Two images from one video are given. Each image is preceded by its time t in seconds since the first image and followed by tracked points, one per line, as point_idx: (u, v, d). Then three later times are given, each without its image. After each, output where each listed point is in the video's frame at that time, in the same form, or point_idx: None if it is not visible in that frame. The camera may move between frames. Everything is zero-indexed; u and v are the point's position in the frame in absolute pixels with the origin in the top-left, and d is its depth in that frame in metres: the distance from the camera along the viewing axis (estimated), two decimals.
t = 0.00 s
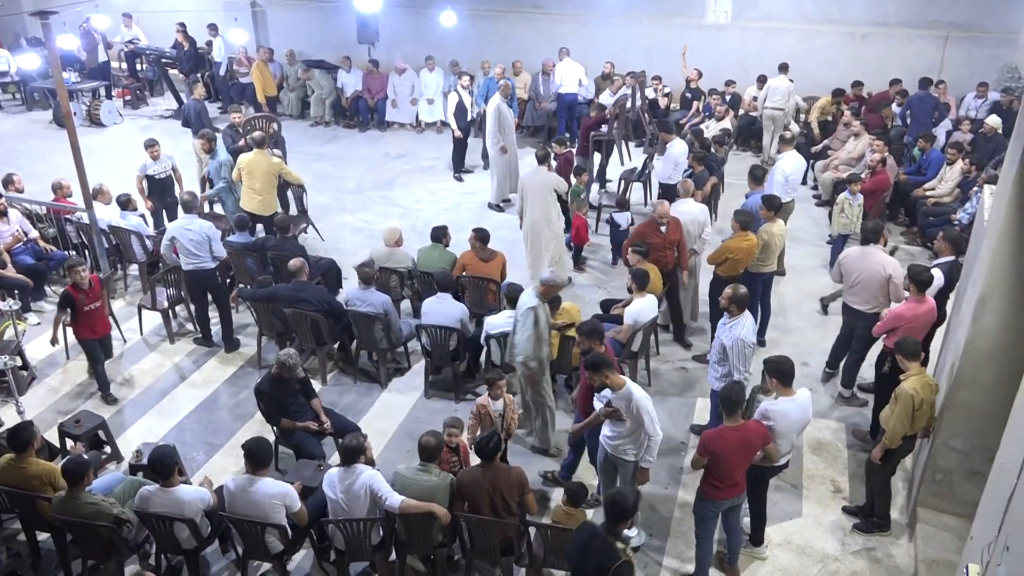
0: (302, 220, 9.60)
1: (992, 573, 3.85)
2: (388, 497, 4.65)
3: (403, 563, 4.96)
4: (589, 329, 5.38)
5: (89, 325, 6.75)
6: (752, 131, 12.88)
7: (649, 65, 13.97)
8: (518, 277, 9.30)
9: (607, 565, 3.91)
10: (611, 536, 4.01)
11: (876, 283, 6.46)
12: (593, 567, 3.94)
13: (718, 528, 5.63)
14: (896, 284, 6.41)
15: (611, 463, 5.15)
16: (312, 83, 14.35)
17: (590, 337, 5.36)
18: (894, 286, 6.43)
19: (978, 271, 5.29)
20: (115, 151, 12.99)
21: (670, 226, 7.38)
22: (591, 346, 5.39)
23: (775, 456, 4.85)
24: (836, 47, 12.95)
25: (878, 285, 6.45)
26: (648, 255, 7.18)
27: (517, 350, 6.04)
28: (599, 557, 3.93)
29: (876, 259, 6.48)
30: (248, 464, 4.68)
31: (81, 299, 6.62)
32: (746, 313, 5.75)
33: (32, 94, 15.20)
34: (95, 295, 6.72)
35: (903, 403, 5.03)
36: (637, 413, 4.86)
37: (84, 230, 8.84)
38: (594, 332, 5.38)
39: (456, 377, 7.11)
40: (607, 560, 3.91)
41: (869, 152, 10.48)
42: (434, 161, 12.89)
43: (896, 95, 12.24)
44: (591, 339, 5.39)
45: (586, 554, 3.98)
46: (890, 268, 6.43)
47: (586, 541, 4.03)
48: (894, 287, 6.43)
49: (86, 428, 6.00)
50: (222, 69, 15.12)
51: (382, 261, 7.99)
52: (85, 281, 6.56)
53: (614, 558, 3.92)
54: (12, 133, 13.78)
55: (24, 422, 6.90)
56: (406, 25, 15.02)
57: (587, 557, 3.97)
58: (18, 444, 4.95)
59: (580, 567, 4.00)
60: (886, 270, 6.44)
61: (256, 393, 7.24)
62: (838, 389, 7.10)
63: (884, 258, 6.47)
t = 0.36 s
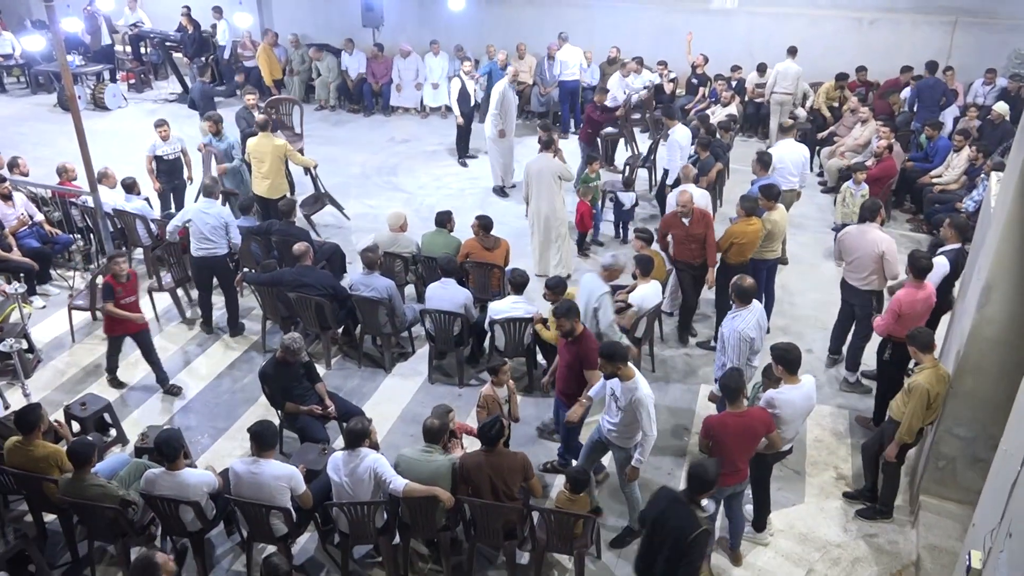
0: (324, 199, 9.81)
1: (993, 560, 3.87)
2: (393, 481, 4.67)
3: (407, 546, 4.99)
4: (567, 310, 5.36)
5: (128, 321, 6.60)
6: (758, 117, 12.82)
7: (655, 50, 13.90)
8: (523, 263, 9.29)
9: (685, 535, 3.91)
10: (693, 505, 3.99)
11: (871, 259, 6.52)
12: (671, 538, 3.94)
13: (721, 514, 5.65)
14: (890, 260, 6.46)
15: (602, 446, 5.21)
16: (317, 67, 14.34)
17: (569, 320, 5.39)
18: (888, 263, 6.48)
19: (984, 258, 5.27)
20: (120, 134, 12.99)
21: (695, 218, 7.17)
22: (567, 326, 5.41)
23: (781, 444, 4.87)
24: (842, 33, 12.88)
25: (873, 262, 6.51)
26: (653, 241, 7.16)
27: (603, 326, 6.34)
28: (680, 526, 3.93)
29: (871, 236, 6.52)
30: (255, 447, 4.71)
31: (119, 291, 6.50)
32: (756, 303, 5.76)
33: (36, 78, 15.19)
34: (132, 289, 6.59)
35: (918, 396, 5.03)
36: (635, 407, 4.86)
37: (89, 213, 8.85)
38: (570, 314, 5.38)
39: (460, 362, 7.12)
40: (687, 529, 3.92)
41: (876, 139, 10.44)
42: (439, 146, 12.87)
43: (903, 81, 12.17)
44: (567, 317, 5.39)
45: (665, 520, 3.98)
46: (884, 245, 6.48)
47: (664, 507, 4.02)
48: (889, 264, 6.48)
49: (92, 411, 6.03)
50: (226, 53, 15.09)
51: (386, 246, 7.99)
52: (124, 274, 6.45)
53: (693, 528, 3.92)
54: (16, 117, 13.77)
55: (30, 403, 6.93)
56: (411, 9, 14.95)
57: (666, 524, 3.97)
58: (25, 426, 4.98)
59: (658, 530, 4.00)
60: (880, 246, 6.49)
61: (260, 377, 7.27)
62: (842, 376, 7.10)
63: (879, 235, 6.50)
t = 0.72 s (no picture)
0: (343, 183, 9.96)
1: (999, 556, 3.86)
2: (398, 468, 4.68)
3: (412, 533, 5.01)
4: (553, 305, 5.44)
5: (172, 310, 6.53)
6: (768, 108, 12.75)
7: (666, 40, 13.82)
8: (530, 252, 9.27)
9: (746, 498, 3.92)
10: (751, 464, 3.95)
11: (869, 246, 6.52)
12: (733, 499, 3.97)
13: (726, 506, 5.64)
14: (887, 249, 6.44)
15: (585, 433, 5.19)
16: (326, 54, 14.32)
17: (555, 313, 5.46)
18: (885, 251, 6.46)
19: (994, 253, 5.24)
20: (129, 119, 13.00)
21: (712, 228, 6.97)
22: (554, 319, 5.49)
23: (787, 437, 4.86)
24: (855, 23, 12.79)
25: (870, 249, 6.51)
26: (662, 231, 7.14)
27: (650, 316, 6.23)
28: (740, 489, 3.93)
29: (871, 223, 6.50)
30: (261, 433, 4.72)
31: (168, 278, 6.44)
32: (767, 297, 5.70)
33: (46, 62, 15.22)
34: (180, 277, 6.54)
35: (926, 389, 5.02)
36: (617, 389, 4.87)
37: (98, 198, 8.87)
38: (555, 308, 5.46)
39: (466, 351, 7.13)
40: (749, 492, 3.91)
41: (887, 131, 10.37)
42: (447, 134, 12.84)
43: (915, 73, 12.07)
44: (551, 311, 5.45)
45: (728, 481, 3.98)
46: (882, 232, 6.45)
47: (723, 472, 4.02)
48: (886, 253, 6.46)
49: (100, 395, 6.06)
50: (235, 39, 15.08)
51: (394, 234, 7.99)
52: (173, 262, 6.38)
53: (753, 491, 3.90)
54: (27, 101, 13.80)
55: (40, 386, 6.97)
56: None
57: (730, 484, 3.97)
58: (33, 408, 5.01)
59: (721, 492, 4.04)
60: (877, 234, 6.47)
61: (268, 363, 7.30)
62: (848, 370, 7.08)
63: (879, 223, 6.48)
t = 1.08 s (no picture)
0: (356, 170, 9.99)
1: (1007, 553, 3.85)
2: (406, 459, 4.70)
3: (418, 523, 5.03)
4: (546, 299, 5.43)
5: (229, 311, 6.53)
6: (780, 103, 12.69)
7: (678, 33, 13.77)
8: (539, 245, 9.26)
9: (785, 465, 3.98)
10: (794, 436, 4.03)
11: (887, 242, 6.50)
12: (774, 469, 4.04)
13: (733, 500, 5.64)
14: (905, 245, 6.43)
15: (572, 416, 5.21)
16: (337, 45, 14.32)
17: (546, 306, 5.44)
18: (903, 246, 6.46)
19: (1006, 249, 5.18)
20: (141, 109, 13.04)
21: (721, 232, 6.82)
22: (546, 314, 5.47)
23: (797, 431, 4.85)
24: (868, 18, 12.72)
25: (889, 244, 6.50)
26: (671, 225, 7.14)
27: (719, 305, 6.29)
28: (781, 457, 4.00)
29: (888, 219, 6.47)
30: (270, 422, 4.74)
31: (226, 279, 6.43)
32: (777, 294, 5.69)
33: (59, 51, 15.28)
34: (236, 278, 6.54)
35: (929, 386, 5.00)
36: (599, 366, 4.91)
37: (110, 187, 8.91)
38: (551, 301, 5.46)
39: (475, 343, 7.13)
40: (789, 459, 3.97)
41: (900, 126, 10.31)
42: (458, 127, 12.83)
43: (929, 68, 11.99)
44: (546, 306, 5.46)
45: (769, 450, 4.06)
46: (900, 228, 6.42)
47: (765, 443, 4.11)
48: (904, 248, 6.46)
49: (111, 382, 6.11)
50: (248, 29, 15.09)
51: (404, 226, 8.01)
52: (232, 262, 6.38)
53: (795, 458, 3.96)
54: (40, 89, 13.85)
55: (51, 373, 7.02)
56: None
57: (771, 453, 4.05)
58: (44, 394, 5.04)
59: (763, 462, 4.11)
60: (896, 230, 6.44)
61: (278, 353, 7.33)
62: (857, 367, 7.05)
63: (896, 218, 6.45)
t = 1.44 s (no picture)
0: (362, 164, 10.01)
1: (1008, 550, 3.84)
2: (407, 455, 4.69)
3: (419, 519, 5.04)
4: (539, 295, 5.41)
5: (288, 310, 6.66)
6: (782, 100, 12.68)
7: (680, 30, 13.75)
8: (541, 242, 9.26)
9: (819, 435, 4.22)
10: (827, 407, 4.24)
11: (903, 240, 6.49)
12: (809, 438, 4.27)
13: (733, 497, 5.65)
14: (922, 241, 6.44)
15: (565, 407, 5.26)
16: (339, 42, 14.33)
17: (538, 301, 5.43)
18: (920, 243, 6.46)
19: (1008, 247, 5.17)
20: (142, 104, 13.04)
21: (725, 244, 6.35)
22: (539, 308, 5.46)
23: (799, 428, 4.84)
24: (871, 16, 12.69)
25: (906, 241, 6.49)
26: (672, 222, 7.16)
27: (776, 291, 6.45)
28: (814, 425, 4.23)
29: (904, 216, 6.45)
30: (271, 418, 4.75)
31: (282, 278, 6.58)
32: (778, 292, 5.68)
33: (62, 46, 15.28)
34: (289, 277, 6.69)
35: (922, 388, 4.98)
36: (590, 358, 4.93)
37: (111, 182, 8.91)
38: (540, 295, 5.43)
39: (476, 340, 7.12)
40: (824, 428, 4.21)
41: (902, 124, 10.29)
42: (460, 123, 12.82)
43: (932, 66, 11.97)
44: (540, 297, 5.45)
45: (801, 421, 4.29)
46: (920, 224, 6.42)
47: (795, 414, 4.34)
48: (921, 245, 6.46)
49: (112, 377, 6.12)
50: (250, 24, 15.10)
51: (405, 222, 8.01)
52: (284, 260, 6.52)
53: (829, 427, 4.20)
54: (42, 84, 13.86)
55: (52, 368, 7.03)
56: None
57: (803, 423, 4.28)
58: (46, 390, 5.05)
59: (795, 433, 4.34)
60: (915, 226, 6.43)
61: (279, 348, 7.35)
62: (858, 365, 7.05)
63: (914, 215, 6.44)
